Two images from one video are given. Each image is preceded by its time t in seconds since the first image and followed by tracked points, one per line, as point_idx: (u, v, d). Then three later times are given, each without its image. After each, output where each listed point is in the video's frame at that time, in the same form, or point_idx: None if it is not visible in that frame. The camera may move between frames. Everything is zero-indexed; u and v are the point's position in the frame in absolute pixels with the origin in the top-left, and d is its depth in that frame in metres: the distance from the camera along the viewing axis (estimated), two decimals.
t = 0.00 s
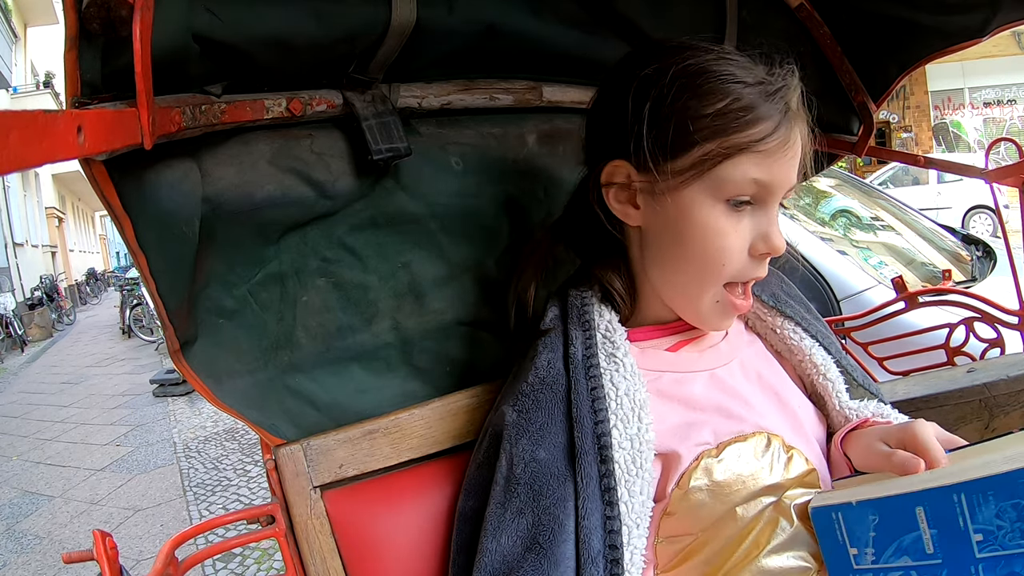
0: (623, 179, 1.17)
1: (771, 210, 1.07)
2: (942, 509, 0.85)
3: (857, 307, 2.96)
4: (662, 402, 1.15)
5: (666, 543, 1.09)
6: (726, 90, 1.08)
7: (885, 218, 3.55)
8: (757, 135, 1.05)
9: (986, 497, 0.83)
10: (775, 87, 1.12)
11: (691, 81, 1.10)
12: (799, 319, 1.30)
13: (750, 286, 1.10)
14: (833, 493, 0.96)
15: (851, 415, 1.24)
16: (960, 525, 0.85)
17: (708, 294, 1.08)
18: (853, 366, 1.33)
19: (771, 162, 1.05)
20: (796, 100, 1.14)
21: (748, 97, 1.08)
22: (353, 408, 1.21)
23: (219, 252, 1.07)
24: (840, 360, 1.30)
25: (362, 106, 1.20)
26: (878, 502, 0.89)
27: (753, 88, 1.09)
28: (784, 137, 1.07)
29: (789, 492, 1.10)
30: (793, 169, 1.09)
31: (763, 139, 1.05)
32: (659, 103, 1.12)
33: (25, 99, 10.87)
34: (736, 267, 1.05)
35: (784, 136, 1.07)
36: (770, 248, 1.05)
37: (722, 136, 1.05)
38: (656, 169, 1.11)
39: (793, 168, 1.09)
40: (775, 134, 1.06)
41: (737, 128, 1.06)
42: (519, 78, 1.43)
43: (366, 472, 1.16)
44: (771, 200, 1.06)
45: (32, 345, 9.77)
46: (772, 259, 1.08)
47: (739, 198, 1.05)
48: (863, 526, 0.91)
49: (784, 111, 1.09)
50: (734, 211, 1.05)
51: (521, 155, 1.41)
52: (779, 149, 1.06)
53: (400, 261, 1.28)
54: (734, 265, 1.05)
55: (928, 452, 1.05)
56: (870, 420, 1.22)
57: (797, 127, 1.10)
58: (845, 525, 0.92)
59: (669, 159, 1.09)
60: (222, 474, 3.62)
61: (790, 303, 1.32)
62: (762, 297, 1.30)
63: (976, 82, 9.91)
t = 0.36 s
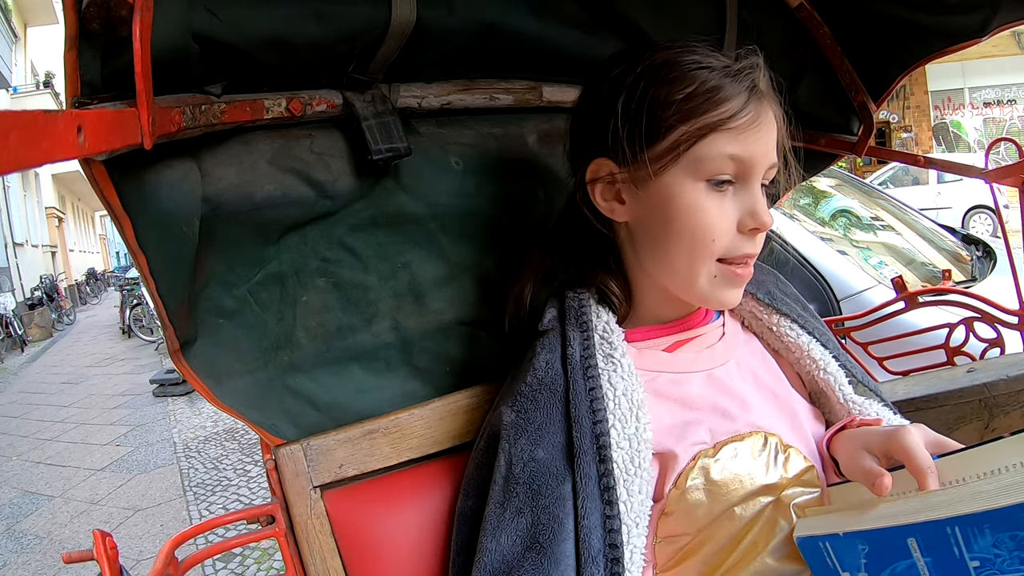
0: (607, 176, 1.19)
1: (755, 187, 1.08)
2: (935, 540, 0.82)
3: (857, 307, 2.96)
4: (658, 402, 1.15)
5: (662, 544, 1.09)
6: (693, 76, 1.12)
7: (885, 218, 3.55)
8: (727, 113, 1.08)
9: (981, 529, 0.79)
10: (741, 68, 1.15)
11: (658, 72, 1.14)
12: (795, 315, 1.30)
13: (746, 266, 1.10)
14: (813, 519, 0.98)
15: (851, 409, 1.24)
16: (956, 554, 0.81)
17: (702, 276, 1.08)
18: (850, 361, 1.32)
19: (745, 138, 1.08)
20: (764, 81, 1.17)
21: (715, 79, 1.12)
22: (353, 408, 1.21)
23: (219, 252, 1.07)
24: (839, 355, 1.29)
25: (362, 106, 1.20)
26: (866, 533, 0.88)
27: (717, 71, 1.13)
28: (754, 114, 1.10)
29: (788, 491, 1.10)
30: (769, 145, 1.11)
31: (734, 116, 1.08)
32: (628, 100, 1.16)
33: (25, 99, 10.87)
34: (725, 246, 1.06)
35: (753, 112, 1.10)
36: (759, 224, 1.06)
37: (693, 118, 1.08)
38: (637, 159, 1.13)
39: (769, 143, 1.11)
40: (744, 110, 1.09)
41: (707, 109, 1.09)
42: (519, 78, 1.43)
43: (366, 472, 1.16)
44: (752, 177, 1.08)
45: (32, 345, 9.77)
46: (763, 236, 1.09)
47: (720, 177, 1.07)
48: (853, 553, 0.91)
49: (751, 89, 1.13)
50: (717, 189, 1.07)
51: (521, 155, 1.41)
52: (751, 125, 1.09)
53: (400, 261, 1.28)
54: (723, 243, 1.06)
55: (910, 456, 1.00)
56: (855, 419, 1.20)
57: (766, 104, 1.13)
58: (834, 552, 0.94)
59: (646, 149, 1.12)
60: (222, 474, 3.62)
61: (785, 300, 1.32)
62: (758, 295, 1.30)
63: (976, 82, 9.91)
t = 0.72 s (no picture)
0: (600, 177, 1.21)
1: (748, 169, 1.09)
2: None
3: (857, 307, 2.96)
4: (658, 403, 1.15)
5: (662, 544, 1.10)
6: (671, 68, 1.15)
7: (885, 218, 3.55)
8: (706, 98, 1.11)
9: None
10: (720, 55, 1.18)
11: (637, 69, 1.17)
12: (795, 312, 1.29)
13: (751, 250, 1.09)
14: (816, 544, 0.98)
15: (856, 405, 1.23)
16: None
17: (703, 264, 1.08)
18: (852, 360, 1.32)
19: (729, 121, 1.10)
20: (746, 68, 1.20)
21: (693, 68, 1.14)
22: (353, 407, 1.21)
23: (219, 252, 1.07)
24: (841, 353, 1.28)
25: (362, 106, 1.20)
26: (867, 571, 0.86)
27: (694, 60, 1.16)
28: (735, 97, 1.12)
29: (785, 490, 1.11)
30: (756, 126, 1.12)
31: (714, 100, 1.10)
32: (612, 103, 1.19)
33: (24, 99, 10.86)
34: (722, 231, 1.06)
35: (733, 94, 1.12)
36: (755, 206, 1.06)
37: (674, 107, 1.10)
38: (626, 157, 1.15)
39: (756, 125, 1.13)
40: (723, 93, 1.12)
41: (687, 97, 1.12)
42: (519, 78, 1.43)
43: (366, 472, 1.16)
44: (742, 160, 1.09)
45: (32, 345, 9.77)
46: (762, 218, 1.09)
47: (709, 163, 1.08)
48: None
49: (729, 72, 1.15)
50: (707, 175, 1.08)
51: (521, 155, 1.41)
52: (734, 108, 1.11)
53: (400, 261, 1.28)
54: (719, 226, 1.06)
55: (902, 465, 0.99)
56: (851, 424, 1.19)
57: (747, 87, 1.15)
58: None
59: (632, 147, 1.15)
60: (222, 474, 3.62)
61: (786, 298, 1.32)
62: (759, 293, 1.30)
63: (976, 82, 9.91)
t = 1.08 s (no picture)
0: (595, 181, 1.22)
1: (740, 169, 1.08)
2: None
3: (857, 306, 2.95)
4: (659, 406, 1.15)
5: (664, 545, 1.10)
6: (657, 71, 1.15)
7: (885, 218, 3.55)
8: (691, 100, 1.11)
9: None
10: (709, 52, 1.17)
11: (625, 75, 1.19)
12: (797, 311, 1.29)
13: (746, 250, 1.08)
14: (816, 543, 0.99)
15: (860, 403, 1.22)
16: None
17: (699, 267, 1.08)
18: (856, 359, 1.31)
19: (716, 121, 1.09)
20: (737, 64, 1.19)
21: (679, 69, 1.14)
22: (353, 408, 1.21)
23: (219, 252, 1.07)
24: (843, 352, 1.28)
25: (362, 106, 1.20)
26: None
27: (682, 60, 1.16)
28: (723, 96, 1.11)
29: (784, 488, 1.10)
30: (747, 123, 1.11)
31: (701, 101, 1.10)
32: (604, 109, 1.21)
33: (25, 100, 10.86)
34: (715, 234, 1.06)
35: (720, 93, 1.12)
36: (747, 207, 1.05)
37: (659, 112, 1.11)
38: (617, 162, 1.17)
39: (746, 122, 1.12)
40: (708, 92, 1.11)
41: (673, 100, 1.12)
42: (519, 78, 1.43)
43: (366, 472, 1.16)
44: (733, 160, 1.09)
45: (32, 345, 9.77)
46: (756, 217, 1.08)
47: (699, 165, 1.08)
48: None
49: (717, 70, 1.15)
50: (697, 178, 1.08)
51: (521, 155, 1.41)
52: (721, 107, 1.10)
53: (400, 261, 1.28)
54: (711, 229, 1.06)
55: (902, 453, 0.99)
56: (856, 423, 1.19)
57: (736, 83, 1.15)
58: None
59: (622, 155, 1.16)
60: (222, 474, 3.62)
61: (788, 297, 1.32)
62: (760, 292, 1.30)
63: (976, 82, 9.91)
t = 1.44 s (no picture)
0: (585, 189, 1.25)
1: (711, 155, 1.08)
2: None
3: (857, 306, 2.95)
4: (660, 410, 1.16)
5: (665, 547, 1.10)
6: (632, 76, 1.19)
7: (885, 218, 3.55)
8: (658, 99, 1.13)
9: None
10: (683, 51, 1.19)
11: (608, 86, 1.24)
12: (802, 308, 1.29)
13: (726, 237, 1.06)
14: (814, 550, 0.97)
15: (872, 399, 1.19)
16: None
17: (677, 258, 1.07)
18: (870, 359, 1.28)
19: (682, 112, 1.11)
20: (713, 60, 1.19)
21: (651, 68, 1.18)
22: (353, 408, 1.21)
23: (219, 252, 1.07)
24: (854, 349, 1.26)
25: (362, 106, 1.20)
26: None
27: (654, 62, 1.18)
28: (690, 87, 1.13)
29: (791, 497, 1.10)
30: (718, 112, 1.11)
31: (666, 98, 1.13)
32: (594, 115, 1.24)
33: (25, 100, 10.86)
34: (685, 222, 1.05)
35: (686, 86, 1.13)
36: (716, 189, 1.03)
37: (628, 114, 1.15)
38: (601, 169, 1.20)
39: (716, 108, 1.11)
40: (675, 88, 1.13)
41: (642, 100, 1.15)
42: (519, 78, 1.43)
43: (366, 472, 1.15)
44: (704, 149, 1.08)
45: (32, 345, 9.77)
46: (731, 202, 1.05)
47: (668, 158, 1.09)
48: None
49: (687, 66, 1.16)
50: (665, 169, 1.09)
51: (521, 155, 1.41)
52: (686, 99, 1.12)
53: (400, 261, 1.27)
54: (681, 217, 1.06)
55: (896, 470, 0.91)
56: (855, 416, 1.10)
57: (708, 74, 1.16)
58: None
59: (603, 161, 1.19)
60: (222, 474, 3.63)
61: (793, 296, 1.32)
62: (767, 288, 1.30)
63: (976, 82, 9.92)
